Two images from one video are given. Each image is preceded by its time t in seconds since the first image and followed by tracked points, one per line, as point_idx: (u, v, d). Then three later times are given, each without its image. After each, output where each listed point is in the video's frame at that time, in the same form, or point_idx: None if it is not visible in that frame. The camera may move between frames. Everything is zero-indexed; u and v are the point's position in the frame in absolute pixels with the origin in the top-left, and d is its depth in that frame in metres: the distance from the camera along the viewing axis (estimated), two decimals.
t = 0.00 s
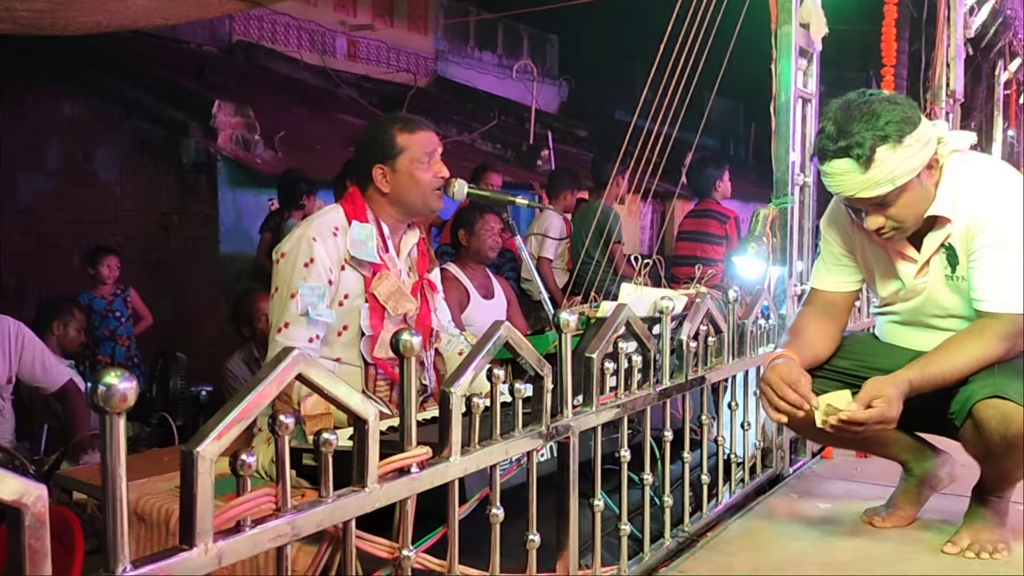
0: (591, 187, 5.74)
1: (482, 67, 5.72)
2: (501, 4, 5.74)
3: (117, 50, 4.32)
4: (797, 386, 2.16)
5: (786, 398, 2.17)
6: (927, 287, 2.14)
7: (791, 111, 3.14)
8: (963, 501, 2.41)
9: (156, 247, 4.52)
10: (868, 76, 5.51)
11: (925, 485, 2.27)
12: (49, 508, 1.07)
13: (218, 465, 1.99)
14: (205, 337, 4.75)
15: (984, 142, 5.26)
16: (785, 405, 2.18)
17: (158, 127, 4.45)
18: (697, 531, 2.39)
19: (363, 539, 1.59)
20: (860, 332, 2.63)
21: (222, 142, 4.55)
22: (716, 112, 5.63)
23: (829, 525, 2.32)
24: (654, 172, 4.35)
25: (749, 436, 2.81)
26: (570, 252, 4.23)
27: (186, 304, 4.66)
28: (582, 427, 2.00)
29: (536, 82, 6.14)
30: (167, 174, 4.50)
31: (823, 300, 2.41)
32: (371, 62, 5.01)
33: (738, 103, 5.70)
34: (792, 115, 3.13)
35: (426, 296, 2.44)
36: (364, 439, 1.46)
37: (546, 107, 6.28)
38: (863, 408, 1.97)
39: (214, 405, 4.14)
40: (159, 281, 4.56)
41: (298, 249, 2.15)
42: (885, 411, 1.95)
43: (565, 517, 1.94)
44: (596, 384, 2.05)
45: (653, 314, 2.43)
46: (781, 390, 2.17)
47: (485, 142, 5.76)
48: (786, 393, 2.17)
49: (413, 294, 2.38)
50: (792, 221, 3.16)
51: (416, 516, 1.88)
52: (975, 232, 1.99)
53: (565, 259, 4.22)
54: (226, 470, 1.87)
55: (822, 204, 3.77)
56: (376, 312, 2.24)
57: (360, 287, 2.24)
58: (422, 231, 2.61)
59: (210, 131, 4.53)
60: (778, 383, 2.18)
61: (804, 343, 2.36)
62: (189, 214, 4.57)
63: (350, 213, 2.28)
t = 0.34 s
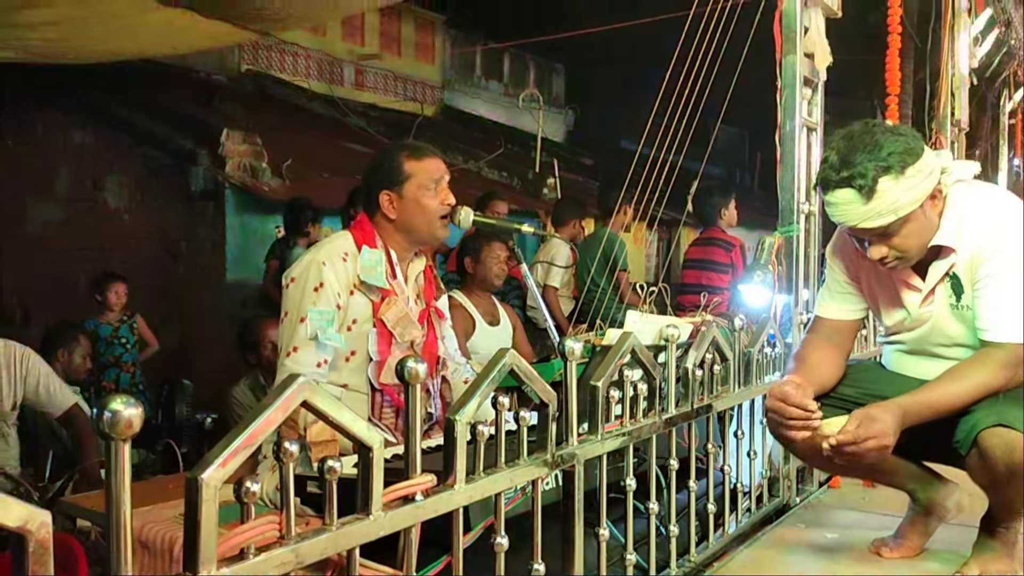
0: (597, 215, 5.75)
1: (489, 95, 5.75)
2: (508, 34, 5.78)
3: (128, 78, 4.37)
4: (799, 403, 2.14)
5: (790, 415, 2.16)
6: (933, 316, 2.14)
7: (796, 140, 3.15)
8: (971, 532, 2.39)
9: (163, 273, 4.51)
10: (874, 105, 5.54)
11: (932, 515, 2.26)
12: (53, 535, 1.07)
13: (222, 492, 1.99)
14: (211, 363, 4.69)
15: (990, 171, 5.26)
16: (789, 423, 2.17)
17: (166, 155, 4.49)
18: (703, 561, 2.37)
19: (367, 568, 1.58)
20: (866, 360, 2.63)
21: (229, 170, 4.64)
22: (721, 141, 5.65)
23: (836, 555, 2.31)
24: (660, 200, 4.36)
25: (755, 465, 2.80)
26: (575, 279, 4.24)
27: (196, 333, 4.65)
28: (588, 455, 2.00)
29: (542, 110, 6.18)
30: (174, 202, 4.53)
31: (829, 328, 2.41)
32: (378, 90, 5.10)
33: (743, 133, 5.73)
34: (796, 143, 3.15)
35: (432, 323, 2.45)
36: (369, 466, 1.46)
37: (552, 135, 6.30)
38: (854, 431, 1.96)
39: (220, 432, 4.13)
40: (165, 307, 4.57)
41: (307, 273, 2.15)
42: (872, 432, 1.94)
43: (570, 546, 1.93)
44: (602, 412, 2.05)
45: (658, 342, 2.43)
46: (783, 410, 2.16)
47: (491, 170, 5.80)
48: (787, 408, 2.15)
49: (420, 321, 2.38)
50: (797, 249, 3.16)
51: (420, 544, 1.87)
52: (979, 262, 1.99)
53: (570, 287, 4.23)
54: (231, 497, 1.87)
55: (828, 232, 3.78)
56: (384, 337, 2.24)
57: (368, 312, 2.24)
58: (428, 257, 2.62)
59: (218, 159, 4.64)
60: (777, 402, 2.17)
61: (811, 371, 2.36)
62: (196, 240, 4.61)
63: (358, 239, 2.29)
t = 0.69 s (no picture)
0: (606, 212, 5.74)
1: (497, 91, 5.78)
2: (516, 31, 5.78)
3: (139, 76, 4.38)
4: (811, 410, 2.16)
5: (802, 416, 2.17)
6: (942, 312, 2.14)
7: (806, 135, 3.13)
8: (982, 528, 2.38)
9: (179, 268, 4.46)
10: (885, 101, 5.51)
11: (942, 511, 2.25)
12: (65, 530, 1.08)
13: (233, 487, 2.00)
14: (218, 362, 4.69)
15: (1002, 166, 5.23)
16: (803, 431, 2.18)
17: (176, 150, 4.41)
18: (713, 556, 2.37)
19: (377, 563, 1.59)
20: (876, 356, 2.62)
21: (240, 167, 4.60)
22: (732, 137, 5.63)
23: (846, 550, 2.30)
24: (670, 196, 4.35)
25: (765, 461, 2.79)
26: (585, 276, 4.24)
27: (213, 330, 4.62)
28: (597, 450, 2.00)
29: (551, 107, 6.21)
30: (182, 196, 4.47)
31: (839, 323, 2.40)
32: (388, 87, 5.21)
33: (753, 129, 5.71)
34: (807, 139, 3.13)
35: (442, 316, 2.45)
36: (379, 461, 1.46)
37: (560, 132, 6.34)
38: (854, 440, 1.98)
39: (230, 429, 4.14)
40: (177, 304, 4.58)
41: (316, 268, 2.15)
42: (871, 427, 1.95)
43: (580, 541, 1.93)
44: (611, 407, 2.05)
45: (668, 337, 2.43)
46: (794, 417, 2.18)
47: (500, 167, 5.80)
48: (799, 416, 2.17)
49: (430, 315, 2.39)
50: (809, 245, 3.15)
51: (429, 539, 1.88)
52: (988, 257, 1.98)
53: (580, 283, 4.22)
54: (241, 493, 1.88)
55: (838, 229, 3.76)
56: (393, 331, 2.26)
57: (376, 306, 2.25)
58: (437, 252, 2.62)
59: (229, 156, 4.57)
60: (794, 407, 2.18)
61: (823, 366, 2.35)
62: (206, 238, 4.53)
63: (366, 234, 2.29)
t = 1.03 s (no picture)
0: (595, 195, 5.73)
1: (485, 74, 5.71)
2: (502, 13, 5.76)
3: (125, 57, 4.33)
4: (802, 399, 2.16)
5: (790, 405, 2.17)
6: (929, 293, 2.14)
7: (794, 116, 3.14)
8: (969, 507, 2.40)
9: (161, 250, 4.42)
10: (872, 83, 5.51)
11: (929, 491, 2.27)
12: (52, 515, 1.07)
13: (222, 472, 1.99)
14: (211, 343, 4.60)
15: (988, 148, 5.24)
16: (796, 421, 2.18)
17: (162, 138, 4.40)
18: (702, 537, 2.39)
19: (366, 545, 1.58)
20: (863, 338, 2.63)
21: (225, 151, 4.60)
22: (719, 119, 5.62)
23: (834, 530, 2.31)
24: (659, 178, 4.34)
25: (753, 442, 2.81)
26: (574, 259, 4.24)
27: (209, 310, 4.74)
28: (587, 433, 2.00)
29: (540, 90, 6.14)
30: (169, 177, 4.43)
31: (827, 305, 2.41)
32: (375, 70, 5.11)
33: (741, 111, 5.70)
34: (795, 120, 3.13)
35: (431, 299, 2.44)
36: (369, 445, 1.46)
37: (549, 115, 6.27)
38: (844, 421, 1.98)
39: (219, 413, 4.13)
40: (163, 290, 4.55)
41: (302, 256, 2.15)
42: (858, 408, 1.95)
43: (569, 523, 1.94)
44: (600, 390, 2.05)
45: (657, 320, 2.43)
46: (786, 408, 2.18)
47: (488, 150, 5.76)
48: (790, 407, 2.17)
49: (418, 299, 2.39)
50: (796, 227, 3.15)
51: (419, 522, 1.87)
52: (975, 239, 1.99)
53: (569, 267, 4.22)
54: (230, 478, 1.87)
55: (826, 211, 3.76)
56: (382, 318, 2.24)
57: (364, 293, 2.24)
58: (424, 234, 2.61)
59: (214, 140, 4.57)
60: (784, 396, 2.18)
61: (811, 348, 2.36)
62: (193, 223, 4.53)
63: (352, 220, 2.28)
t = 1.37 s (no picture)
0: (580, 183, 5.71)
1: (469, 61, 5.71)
2: None
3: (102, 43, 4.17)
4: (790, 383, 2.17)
5: (777, 389, 2.18)
6: (913, 281, 2.15)
7: (780, 104, 3.14)
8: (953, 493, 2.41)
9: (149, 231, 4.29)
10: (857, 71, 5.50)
11: (913, 477, 2.30)
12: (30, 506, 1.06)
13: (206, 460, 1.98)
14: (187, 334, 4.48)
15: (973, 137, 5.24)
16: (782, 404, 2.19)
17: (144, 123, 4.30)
18: (687, 524, 2.42)
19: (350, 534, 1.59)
20: (847, 326, 2.64)
21: (207, 138, 4.54)
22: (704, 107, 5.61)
23: (818, 516, 2.32)
24: (644, 166, 4.33)
25: (738, 429, 2.82)
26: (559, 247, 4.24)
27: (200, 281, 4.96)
28: (572, 421, 2.00)
29: (525, 78, 6.17)
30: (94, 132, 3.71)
31: (812, 292, 2.42)
32: (358, 56, 5.09)
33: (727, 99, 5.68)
34: (780, 108, 3.14)
35: (417, 288, 2.43)
36: (352, 435, 1.45)
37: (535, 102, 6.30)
38: (832, 408, 1.99)
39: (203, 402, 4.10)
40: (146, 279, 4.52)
41: (285, 244, 2.14)
42: (846, 394, 1.96)
43: (554, 510, 1.95)
44: (585, 378, 2.04)
45: (642, 307, 2.43)
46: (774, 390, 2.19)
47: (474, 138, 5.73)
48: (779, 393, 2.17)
49: (404, 287, 2.38)
50: (780, 214, 3.16)
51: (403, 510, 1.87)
52: (959, 225, 1.99)
53: (554, 255, 4.21)
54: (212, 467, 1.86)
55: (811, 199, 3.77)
56: (366, 307, 2.22)
57: (349, 282, 2.23)
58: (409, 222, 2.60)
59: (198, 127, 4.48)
60: (772, 382, 2.19)
61: (796, 335, 2.37)
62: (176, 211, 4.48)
63: (335, 207, 2.27)
